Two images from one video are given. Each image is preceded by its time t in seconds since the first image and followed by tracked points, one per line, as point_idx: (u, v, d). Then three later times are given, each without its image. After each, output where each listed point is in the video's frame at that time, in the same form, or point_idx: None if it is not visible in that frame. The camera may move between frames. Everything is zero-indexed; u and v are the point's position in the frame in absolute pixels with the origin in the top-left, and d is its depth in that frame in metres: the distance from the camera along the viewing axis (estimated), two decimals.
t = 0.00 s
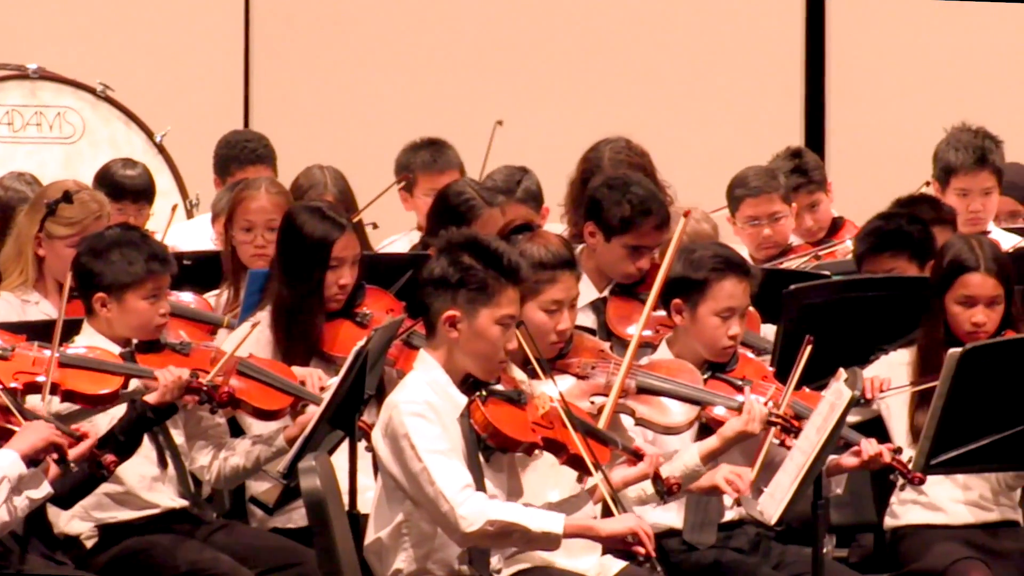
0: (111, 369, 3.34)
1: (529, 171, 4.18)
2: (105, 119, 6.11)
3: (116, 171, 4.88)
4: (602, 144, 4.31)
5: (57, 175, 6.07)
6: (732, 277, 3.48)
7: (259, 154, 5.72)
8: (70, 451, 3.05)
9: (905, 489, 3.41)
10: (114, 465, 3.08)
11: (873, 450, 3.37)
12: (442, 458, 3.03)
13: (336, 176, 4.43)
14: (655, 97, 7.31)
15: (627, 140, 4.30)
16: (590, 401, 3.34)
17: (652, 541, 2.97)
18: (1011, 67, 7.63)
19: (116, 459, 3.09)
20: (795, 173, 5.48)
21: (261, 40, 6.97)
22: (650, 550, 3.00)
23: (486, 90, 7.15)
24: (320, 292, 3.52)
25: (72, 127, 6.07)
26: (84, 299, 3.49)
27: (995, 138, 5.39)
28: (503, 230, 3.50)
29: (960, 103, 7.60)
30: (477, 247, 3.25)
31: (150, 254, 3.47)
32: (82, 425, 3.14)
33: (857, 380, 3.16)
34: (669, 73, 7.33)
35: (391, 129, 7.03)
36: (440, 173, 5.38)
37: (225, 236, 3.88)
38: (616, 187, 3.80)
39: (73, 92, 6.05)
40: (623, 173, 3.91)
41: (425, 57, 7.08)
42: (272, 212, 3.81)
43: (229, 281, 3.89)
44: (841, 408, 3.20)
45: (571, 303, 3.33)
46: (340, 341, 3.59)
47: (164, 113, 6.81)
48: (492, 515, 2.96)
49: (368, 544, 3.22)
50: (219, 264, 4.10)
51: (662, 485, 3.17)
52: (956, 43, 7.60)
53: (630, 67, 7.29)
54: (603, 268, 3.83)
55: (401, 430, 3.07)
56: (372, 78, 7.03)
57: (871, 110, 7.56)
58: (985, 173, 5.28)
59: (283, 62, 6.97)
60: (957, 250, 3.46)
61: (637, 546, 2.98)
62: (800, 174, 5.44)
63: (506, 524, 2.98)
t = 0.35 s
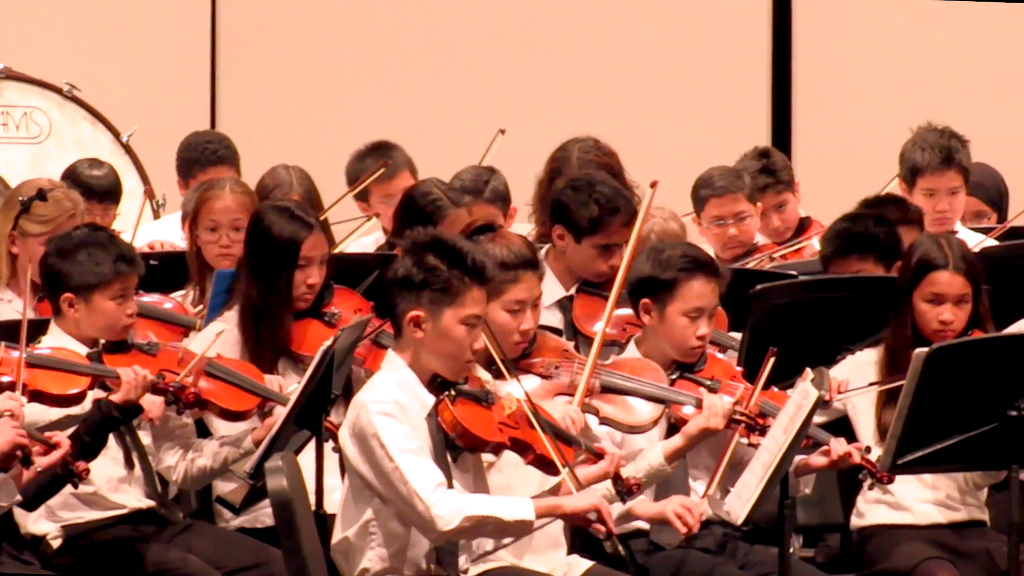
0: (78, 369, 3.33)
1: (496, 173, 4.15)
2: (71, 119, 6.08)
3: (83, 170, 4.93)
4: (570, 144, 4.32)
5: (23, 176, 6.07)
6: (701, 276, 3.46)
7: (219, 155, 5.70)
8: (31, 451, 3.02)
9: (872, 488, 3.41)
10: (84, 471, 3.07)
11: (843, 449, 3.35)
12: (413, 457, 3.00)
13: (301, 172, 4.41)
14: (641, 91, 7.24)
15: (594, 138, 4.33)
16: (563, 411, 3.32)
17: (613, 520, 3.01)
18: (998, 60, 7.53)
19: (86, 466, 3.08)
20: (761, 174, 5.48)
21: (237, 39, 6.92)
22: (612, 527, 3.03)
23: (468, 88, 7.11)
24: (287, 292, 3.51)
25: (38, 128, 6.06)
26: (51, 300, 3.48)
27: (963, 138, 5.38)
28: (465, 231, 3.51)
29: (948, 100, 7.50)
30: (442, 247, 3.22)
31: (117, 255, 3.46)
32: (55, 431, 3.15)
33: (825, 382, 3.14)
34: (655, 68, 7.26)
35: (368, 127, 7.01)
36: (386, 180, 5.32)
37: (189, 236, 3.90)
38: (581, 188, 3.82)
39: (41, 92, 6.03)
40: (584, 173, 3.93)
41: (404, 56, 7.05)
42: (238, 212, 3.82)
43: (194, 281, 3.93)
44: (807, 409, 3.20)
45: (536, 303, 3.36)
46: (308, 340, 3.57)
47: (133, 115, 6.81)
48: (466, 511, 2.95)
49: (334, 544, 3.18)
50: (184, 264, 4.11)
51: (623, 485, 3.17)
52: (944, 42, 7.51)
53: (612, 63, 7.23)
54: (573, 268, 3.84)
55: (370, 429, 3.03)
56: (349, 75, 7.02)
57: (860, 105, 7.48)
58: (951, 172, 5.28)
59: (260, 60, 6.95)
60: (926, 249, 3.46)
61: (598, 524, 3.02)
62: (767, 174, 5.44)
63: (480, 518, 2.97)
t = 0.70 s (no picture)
0: (45, 373, 3.28)
1: (469, 173, 4.15)
2: (38, 122, 6.10)
3: (52, 174, 4.97)
4: (539, 146, 4.42)
5: None
6: (670, 283, 3.47)
7: (185, 158, 5.71)
8: None
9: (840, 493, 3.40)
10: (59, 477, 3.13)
11: (812, 458, 3.33)
12: (380, 462, 2.97)
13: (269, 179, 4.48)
14: (620, 91, 7.24)
15: (565, 143, 4.41)
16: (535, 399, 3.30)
17: (576, 505, 2.99)
18: (982, 60, 7.49)
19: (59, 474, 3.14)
20: (730, 178, 5.50)
21: (218, 40, 6.94)
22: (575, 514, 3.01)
23: (447, 89, 7.11)
24: (257, 295, 3.49)
25: (6, 131, 6.08)
26: (19, 303, 3.46)
27: (933, 142, 5.38)
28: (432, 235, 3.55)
29: (930, 102, 7.46)
30: (413, 253, 3.20)
31: (85, 258, 3.46)
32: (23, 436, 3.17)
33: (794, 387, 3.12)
34: (636, 68, 7.26)
35: (346, 128, 7.00)
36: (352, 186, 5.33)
37: (156, 240, 3.91)
38: (538, 191, 3.84)
39: (7, 96, 6.09)
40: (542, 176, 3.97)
41: (384, 56, 7.05)
42: (203, 215, 3.84)
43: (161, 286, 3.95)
44: (776, 412, 3.16)
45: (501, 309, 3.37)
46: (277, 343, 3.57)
47: (103, 119, 6.81)
48: (434, 516, 2.91)
49: (301, 548, 3.15)
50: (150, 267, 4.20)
51: (587, 489, 3.17)
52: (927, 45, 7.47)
53: (592, 64, 7.22)
54: (537, 270, 3.85)
55: (337, 434, 3.01)
56: (327, 75, 7.01)
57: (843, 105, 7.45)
58: (921, 176, 5.30)
59: (241, 57, 6.96)
60: (892, 250, 3.49)
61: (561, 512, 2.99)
62: (735, 179, 5.46)
63: (448, 523, 2.93)
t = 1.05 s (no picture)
0: (17, 376, 3.22)
1: (435, 179, 4.44)
2: (6, 127, 6.09)
3: (18, 178, 4.98)
4: (506, 152, 4.56)
5: None
6: (636, 296, 3.47)
7: (158, 162, 5.73)
8: None
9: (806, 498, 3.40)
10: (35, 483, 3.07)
11: (777, 461, 3.32)
12: (339, 470, 2.91)
13: (237, 185, 4.66)
14: (598, 94, 7.28)
15: (529, 147, 4.55)
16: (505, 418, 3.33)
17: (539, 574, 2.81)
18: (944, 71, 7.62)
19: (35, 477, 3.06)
20: (696, 182, 5.55)
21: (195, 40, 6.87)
22: None
23: (424, 91, 7.10)
24: (225, 299, 3.50)
25: None
26: None
27: (899, 146, 5.44)
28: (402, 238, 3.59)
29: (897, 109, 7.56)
30: (382, 257, 3.13)
31: (52, 262, 3.42)
32: None
33: (763, 389, 3.13)
34: (611, 73, 7.29)
35: (325, 130, 6.97)
36: (324, 189, 5.36)
37: (122, 244, 3.96)
38: (499, 198, 3.93)
39: None
40: (502, 181, 4.06)
41: (363, 58, 7.03)
42: (173, 220, 3.93)
43: (127, 290, 3.96)
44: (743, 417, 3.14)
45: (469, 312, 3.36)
46: (246, 348, 3.58)
47: (62, 120, 6.72)
48: (380, 537, 2.85)
49: (268, 551, 3.11)
50: (119, 273, 4.21)
51: (560, 496, 3.17)
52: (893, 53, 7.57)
53: (568, 70, 7.25)
54: (497, 277, 3.94)
55: (301, 439, 2.95)
56: (301, 79, 6.97)
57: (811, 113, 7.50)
58: (888, 180, 5.31)
59: (218, 58, 6.89)
60: (857, 254, 3.52)
61: None
62: (701, 184, 5.51)
63: (394, 547, 2.85)
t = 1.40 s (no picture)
0: None
1: (404, 192, 4.69)
2: None
3: None
4: (474, 166, 4.80)
5: None
6: (609, 307, 3.48)
7: (130, 173, 5.89)
8: None
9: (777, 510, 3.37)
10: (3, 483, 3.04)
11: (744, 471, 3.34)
12: (307, 486, 2.87)
13: (210, 198, 4.83)
14: (579, 99, 7.31)
15: (498, 161, 4.81)
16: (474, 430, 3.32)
17: None
18: (934, 77, 7.52)
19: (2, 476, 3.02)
20: (670, 195, 5.62)
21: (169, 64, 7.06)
22: None
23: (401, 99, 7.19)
24: (195, 314, 3.54)
25: None
26: None
27: (866, 158, 5.47)
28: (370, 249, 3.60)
29: (885, 116, 7.48)
30: (351, 269, 3.04)
31: (27, 276, 3.39)
32: None
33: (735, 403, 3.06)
34: (590, 84, 7.31)
35: (302, 143, 7.10)
36: (302, 201, 5.41)
37: (91, 256, 4.07)
38: (472, 212, 4.04)
39: None
40: (476, 197, 4.16)
41: (338, 76, 7.15)
42: (139, 233, 4.02)
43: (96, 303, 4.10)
44: (715, 430, 3.06)
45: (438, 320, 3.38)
46: (214, 361, 3.64)
47: (33, 136, 6.98)
48: (351, 552, 2.81)
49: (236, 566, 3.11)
50: (87, 286, 4.37)
51: (537, 508, 3.16)
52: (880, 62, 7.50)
53: (544, 81, 7.28)
54: (467, 289, 4.05)
55: (268, 454, 2.89)
56: (277, 87, 7.12)
57: (802, 116, 7.45)
58: (855, 192, 5.34)
59: (193, 77, 7.08)
60: (827, 267, 3.57)
61: None
62: (676, 196, 5.58)
63: (364, 562, 2.83)
